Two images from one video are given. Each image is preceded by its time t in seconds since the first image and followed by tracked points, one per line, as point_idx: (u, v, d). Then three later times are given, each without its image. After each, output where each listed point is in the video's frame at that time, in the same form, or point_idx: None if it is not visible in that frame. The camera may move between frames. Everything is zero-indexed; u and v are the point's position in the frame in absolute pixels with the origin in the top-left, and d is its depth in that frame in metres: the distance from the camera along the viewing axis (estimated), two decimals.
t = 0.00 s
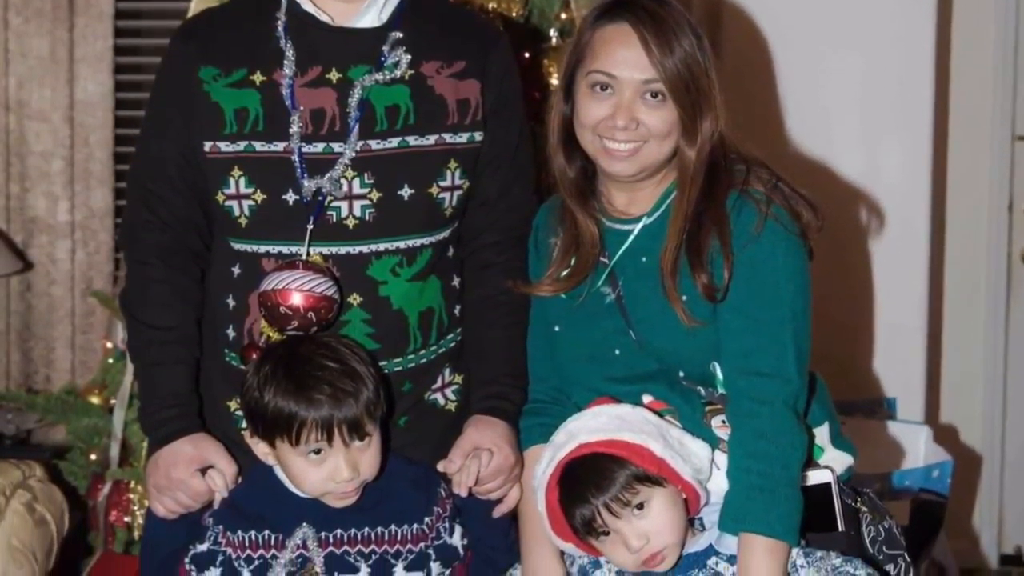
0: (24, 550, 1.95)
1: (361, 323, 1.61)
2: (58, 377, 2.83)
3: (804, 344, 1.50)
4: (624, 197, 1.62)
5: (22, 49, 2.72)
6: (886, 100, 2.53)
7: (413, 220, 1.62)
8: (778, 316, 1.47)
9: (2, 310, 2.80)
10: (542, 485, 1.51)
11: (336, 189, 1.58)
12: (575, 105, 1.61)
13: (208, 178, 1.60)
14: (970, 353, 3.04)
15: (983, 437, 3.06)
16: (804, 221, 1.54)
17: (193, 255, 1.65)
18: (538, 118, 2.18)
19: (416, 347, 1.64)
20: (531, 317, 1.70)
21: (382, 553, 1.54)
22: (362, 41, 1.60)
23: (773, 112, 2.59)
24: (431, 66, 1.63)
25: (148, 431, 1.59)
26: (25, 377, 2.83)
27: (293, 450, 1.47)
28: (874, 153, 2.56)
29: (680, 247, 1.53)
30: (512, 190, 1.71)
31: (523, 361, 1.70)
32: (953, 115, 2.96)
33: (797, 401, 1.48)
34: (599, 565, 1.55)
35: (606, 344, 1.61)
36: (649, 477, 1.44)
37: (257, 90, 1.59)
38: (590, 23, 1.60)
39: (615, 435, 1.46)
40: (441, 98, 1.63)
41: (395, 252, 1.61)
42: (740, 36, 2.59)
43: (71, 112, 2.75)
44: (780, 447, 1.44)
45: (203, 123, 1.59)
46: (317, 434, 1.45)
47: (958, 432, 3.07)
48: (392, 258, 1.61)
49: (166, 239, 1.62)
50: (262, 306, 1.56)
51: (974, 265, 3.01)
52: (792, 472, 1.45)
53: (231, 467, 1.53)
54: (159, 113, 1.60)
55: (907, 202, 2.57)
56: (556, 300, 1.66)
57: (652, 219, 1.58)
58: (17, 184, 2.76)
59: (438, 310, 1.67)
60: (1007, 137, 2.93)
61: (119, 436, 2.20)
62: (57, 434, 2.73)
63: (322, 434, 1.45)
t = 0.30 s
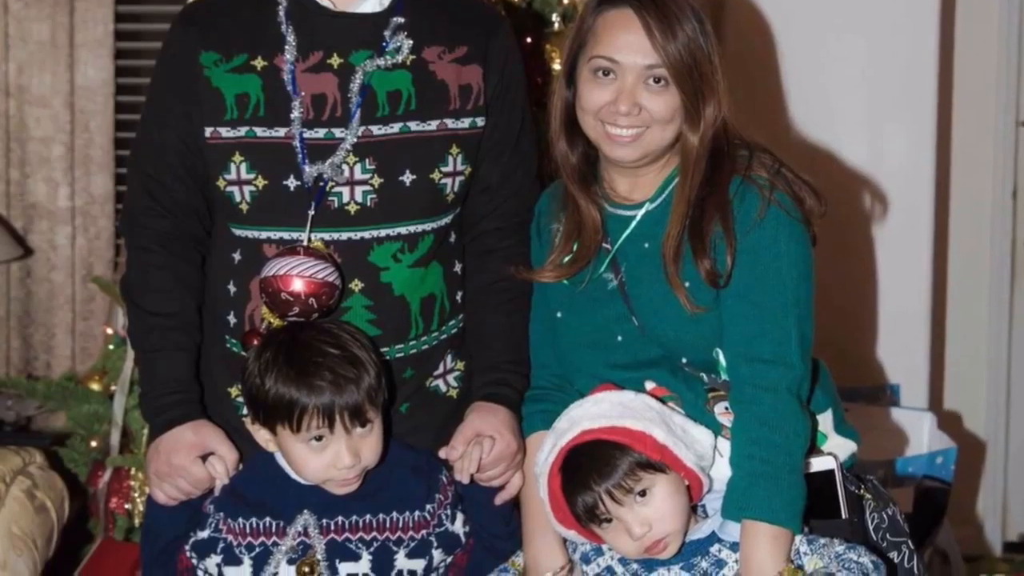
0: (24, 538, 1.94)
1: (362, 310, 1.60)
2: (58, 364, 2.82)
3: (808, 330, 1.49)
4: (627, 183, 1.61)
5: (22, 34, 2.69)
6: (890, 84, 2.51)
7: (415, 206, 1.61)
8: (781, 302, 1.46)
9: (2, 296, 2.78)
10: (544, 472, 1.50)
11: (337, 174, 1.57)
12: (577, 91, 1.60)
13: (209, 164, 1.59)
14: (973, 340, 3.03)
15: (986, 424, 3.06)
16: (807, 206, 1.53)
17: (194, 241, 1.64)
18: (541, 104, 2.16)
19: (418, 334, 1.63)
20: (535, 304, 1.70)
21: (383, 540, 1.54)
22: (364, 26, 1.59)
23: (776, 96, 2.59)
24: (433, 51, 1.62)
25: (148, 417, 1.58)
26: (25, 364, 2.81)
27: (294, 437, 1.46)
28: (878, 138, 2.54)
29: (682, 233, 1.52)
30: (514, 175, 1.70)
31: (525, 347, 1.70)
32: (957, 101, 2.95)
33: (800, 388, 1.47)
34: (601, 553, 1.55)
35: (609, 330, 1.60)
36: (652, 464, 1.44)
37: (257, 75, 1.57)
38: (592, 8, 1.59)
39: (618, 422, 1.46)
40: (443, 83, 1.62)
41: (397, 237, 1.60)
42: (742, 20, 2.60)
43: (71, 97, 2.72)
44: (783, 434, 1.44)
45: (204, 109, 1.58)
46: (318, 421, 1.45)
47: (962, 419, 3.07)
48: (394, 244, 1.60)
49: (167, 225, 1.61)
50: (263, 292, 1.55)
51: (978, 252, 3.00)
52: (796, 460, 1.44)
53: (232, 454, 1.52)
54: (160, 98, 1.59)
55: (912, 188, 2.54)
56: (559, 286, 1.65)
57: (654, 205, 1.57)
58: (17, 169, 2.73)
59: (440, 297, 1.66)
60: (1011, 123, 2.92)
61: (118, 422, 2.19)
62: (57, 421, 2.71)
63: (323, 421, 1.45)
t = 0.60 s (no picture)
0: (25, 525, 1.94)
1: (364, 296, 1.60)
2: (59, 350, 2.81)
3: (811, 316, 1.48)
4: (629, 168, 1.60)
5: (22, 19, 2.67)
6: (893, 69, 2.50)
7: (416, 192, 1.60)
8: (784, 289, 1.45)
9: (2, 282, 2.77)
10: (546, 460, 1.50)
11: (339, 160, 1.56)
12: (580, 77, 1.59)
13: (210, 150, 1.58)
14: (977, 326, 3.02)
15: (990, 410, 3.05)
16: (809, 192, 1.52)
17: (195, 227, 1.63)
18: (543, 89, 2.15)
19: (420, 320, 1.63)
20: (536, 290, 1.69)
21: (385, 528, 1.54)
22: (366, 11, 1.58)
23: (778, 81, 2.57)
24: (435, 36, 1.61)
25: (149, 404, 1.58)
26: (26, 350, 2.80)
27: (295, 424, 1.46)
28: (881, 123, 2.53)
29: (685, 218, 1.51)
30: (516, 161, 1.69)
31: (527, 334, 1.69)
32: (961, 87, 2.94)
33: (803, 374, 1.46)
34: (603, 540, 1.55)
35: (611, 316, 1.59)
36: (655, 451, 1.43)
37: (259, 61, 1.57)
38: None
39: (620, 409, 1.45)
40: (444, 68, 1.60)
41: (399, 223, 1.60)
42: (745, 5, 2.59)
43: (71, 83, 2.70)
44: (787, 421, 1.43)
45: (205, 94, 1.57)
46: (319, 408, 1.44)
47: (966, 406, 3.06)
48: (396, 230, 1.60)
49: (168, 211, 1.61)
50: (263, 278, 1.54)
51: (983, 238, 2.99)
52: (799, 446, 1.43)
53: (233, 441, 1.52)
54: (163, 83, 1.58)
55: (915, 173, 2.53)
56: (561, 273, 1.64)
57: (657, 191, 1.57)
58: (17, 155, 2.71)
59: (442, 283, 1.65)
60: (1014, 109, 2.92)
61: (119, 410, 2.20)
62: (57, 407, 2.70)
63: (324, 407, 1.44)
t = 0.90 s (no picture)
0: (25, 512, 1.94)
1: (365, 283, 1.59)
2: (59, 337, 2.80)
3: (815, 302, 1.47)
4: (631, 154, 1.59)
5: (22, 3, 2.65)
6: (896, 54, 2.49)
7: (418, 177, 1.59)
8: (788, 275, 1.45)
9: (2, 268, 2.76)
10: (549, 447, 1.49)
11: (340, 146, 1.56)
12: (582, 62, 1.58)
13: (211, 136, 1.58)
14: (981, 312, 3.01)
15: (994, 396, 3.04)
16: (813, 178, 1.51)
17: (196, 213, 1.63)
18: (545, 75, 2.13)
19: (421, 306, 1.62)
20: (539, 277, 1.69)
21: (386, 515, 1.53)
22: None
23: (780, 67, 2.56)
24: (436, 22, 1.60)
25: (150, 390, 1.57)
26: (26, 337, 2.80)
27: (296, 411, 1.45)
28: (884, 108, 2.51)
29: (688, 204, 1.50)
30: (519, 147, 1.69)
31: (529, 320, 1.68)
32: (965, 73, 2.93)
33: (807, 361, 1.45)
34: (606, 527, 1.54)
35: (614, 302, 1.58)
36: (658, 438, 1.42)
37: (260, 46, 1.56)
38: None
39: (623, 396, 1.44)
40: (446, 54, 1.59)
41: (400, 210, 1.59)
42: None
43: (71, 68, 2.69)
44: (790, 408, 1.42)
45: (206, 80, 1.56)
46: (321, 394, 1.43)
47: (971, 392, 3.05)
48: (397, 216, 1.59)
49: (169, 197, 1.60)
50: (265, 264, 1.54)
51: (987, 224, 2.98)
52: (802, 433, 1.43)
53: (234, 428, 1.51)
54: (164, 68, 1.57)
55: (919, 159, 2.52)
56: (563, 259, 1.63)
57: (660, 176, 1.56)
58: (17, 141, 2.70)
59: (444, 269, 1.64)
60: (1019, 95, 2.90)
61: (120, 397, 2.19)
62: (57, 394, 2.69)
63: (326, 394, 1.43)
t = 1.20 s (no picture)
0: (25, 500, 1.94)
1: (367, 269, 1.58)
2: (59, 323, 2.80)
3: (818, 288, 1.46)
4: (634, 139, 1.58)
5: None
6: (900, 39, 2.48)
7: (419, 163, 1.58)
8: (791, 261, 1.44)
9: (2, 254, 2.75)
10: (551, 434, 1.48)
11: (341, 132, 1.55)
12: (584, 47, 1.57)
13: (211, 121, 1.57)
14: (985, 299, 3.01)
15: (998, 383, 3.03)
16: (816, 164, 1.50)
17: (197, 199, 1.62)
18: (547, 60, 2.12)
19: (423, 293, 1.61)
20: (541, 263, 1.67)
21: (388, 502, 1.53)
22: None
23: (784, 53, 2.54)
24: (438, 7, 1.59)
25: (150, 377, 1.57)
26: (26, 323, 2.79)
27: (297, 397, 1.44)
28: (889, 94, 2.50)
29: (691, 190, 1.50)
30: (521, 132, 1.68)
31: (531, 307, 1.68)
32: (968, 58, 2.92)
33: (810, 348, 1.45)
34: (608, 514, 1.54)
35: (616, 289, 1.58)
36: (660, 425, 1.42)
37: (261, 32, 1.55)
38: None
39: (625, 382, 1.44)
40: (448, 39, 1.58)
41: (402, 195, 1.58)
42: None
43: (72, 53, 2.67)
44: (792, 395, 1.42)
45: (207, 65, 1.55)
46: (322, 381, 1.43)
47: (975, 379, 3.04)
48: (398, 202, 1.58)
49: (169, 183, 1.59)
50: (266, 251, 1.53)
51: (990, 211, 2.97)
52: (805, 420, 1.42)
53: (235, 415, 1.51)
54: (165, 54, 1.56)
55: (923, 144, 2.51)
56: (566, 246, 1.62)
57: (663, 162, 1.54)
58: (17, 126, 2.69)
59: (446, 256, 1.64)
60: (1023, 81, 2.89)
61: (121, 383, 2.19)
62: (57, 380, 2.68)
63: (327, 380, 1.43)
